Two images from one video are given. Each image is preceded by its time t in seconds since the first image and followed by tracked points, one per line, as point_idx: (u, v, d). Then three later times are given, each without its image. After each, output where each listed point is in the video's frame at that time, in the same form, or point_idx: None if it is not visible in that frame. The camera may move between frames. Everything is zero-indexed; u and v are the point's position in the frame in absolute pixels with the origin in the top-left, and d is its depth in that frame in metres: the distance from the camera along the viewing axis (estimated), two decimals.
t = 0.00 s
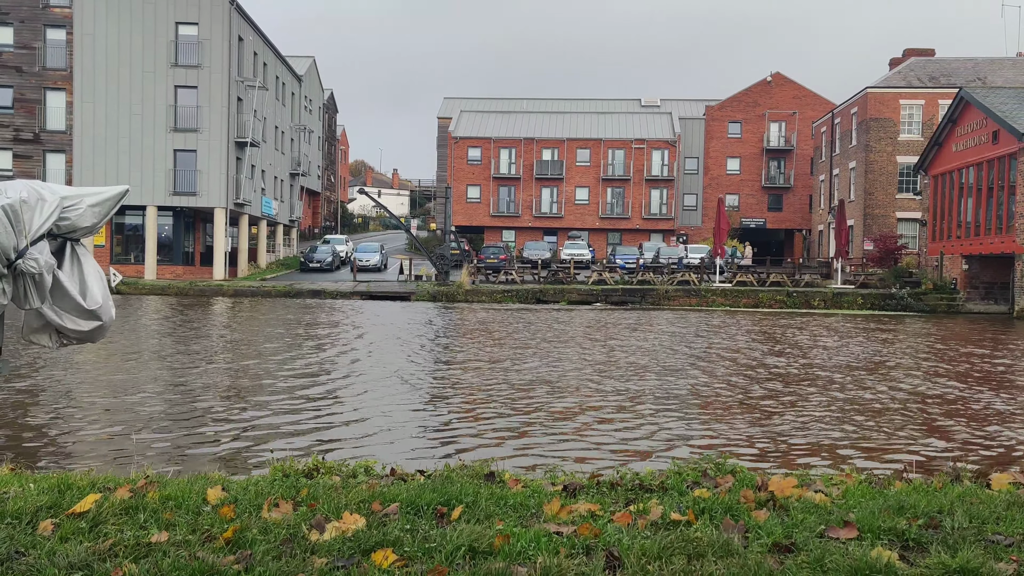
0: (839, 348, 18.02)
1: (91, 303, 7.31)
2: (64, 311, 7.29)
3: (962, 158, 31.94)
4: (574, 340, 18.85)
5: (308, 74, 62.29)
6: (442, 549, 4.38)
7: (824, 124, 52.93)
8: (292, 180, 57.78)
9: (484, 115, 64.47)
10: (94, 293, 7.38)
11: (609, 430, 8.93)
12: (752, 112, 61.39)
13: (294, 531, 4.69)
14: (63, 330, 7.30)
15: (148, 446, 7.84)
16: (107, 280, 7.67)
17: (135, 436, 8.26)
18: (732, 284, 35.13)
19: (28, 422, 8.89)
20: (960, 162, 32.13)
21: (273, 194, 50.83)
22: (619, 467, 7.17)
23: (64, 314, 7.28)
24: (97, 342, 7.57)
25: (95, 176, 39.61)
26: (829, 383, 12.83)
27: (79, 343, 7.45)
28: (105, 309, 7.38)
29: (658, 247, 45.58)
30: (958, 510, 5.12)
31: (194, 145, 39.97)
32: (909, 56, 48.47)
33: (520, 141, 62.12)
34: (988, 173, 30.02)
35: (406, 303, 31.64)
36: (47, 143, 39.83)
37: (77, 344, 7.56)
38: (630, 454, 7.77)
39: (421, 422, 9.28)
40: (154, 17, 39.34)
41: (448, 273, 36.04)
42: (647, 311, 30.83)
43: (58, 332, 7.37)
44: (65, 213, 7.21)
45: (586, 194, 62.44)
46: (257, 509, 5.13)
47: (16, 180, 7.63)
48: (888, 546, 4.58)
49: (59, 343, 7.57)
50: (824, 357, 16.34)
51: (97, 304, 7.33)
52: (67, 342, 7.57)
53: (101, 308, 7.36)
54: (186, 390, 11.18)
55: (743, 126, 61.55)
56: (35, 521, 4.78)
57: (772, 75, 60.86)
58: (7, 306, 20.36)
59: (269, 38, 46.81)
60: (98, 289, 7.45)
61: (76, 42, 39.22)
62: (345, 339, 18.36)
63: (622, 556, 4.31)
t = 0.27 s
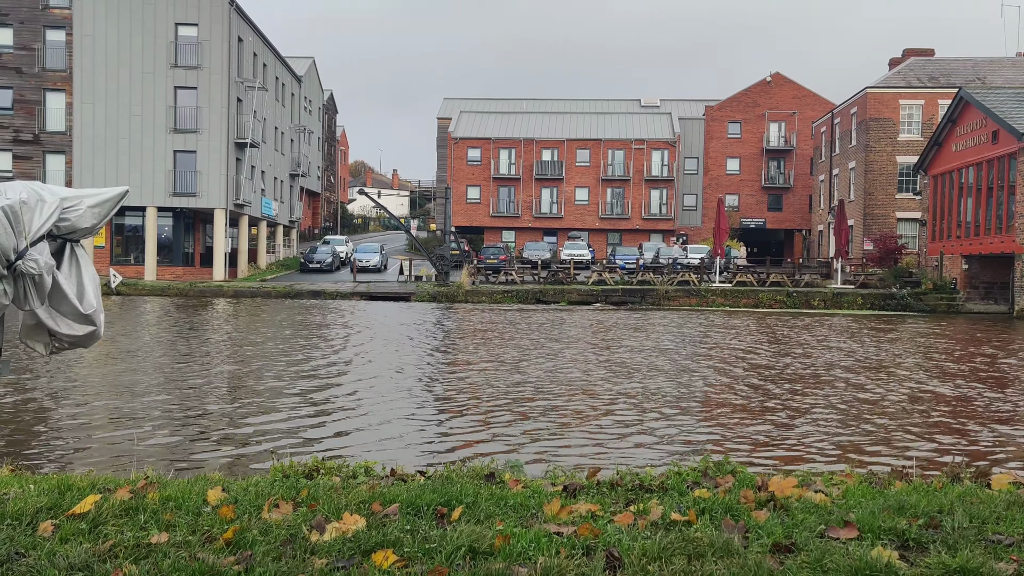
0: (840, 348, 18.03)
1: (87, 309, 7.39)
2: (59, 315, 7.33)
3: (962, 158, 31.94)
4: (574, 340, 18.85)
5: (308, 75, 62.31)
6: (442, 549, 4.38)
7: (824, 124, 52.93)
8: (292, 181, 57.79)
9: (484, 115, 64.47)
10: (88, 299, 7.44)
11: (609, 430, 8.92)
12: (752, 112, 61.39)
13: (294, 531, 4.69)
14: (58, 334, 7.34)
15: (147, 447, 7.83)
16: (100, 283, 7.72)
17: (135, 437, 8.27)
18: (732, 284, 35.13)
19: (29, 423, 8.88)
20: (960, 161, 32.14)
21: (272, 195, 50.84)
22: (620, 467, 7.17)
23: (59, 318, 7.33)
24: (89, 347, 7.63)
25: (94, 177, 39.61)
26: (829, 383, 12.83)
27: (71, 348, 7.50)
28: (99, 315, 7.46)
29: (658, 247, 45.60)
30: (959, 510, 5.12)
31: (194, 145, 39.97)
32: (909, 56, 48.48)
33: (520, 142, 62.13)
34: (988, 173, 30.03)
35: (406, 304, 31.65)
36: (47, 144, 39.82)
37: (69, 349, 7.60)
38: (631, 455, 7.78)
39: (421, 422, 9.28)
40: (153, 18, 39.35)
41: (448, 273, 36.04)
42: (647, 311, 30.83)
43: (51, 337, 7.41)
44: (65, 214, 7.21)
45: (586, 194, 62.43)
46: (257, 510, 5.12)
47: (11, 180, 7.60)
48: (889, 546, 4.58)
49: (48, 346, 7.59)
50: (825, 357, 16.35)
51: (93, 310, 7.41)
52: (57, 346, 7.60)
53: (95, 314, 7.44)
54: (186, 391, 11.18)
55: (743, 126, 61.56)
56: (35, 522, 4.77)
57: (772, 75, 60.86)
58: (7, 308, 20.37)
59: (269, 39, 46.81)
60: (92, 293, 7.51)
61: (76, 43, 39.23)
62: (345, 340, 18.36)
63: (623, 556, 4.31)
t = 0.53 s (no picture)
0: (840, 348, 18.03)
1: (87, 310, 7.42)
2: (57, 315, 7.31)
3: (962, 158, 31.94)
4: (574, 340, 18.86)
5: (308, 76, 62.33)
6: (443, 549, 4.38)
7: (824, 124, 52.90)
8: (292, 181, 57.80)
9: (484, 116, 64.47)
10: (86, 300, 7.47)
11: (610, 431, 8.93)
12: (752, 112, 61.39)
13: (294, 532, 4.68)
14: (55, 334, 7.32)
15: (148, 447, 7.84)
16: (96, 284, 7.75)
17: (135, 437, 8.28)
18: (732, 284, 35.13)
19: (29, 424, 8.89)
20: (960, 161, 32.15)
21: (273, 196, 50.86)
22: (620, 468, 7.17)
23: (57, 318, 7.31)
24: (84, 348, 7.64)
25: (94, 178, 39.62)
26: (829, 383, 12.85)
27: (67, 349, 7.49)
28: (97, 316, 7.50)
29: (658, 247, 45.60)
30: (959, 510, 5.13)
31: (194, 146, 39.97)
32: (909, 56, 48.47)
33: (520, 142, 62.14)
34: (988, 173, 30.03)
35: (407, 304, 31.64)
36: (47, 145, 39.83)
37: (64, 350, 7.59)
38: (631, 455, 7.79)
39: (422, 423, 9.29)
40: (154, 19, 39.35)
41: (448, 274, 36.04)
42: (647, 311, 30.83)
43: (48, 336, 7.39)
44: (66, 214, 7.22)
45: (586, 194, 62.43)
46: (257, 510, 5.12)
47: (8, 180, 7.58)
48: (889, 546, 4.58)
49: (41, 347, 7.56)
50: (825, 357, 16.36)
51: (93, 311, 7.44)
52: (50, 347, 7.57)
53: (94, 314, 7.47)
54: (186, 392, 11.20)
55: (743, 126, 61.56)
56: (35, 522, 4.77)
57: (772, 75, 60.86)
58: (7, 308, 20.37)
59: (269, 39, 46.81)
60: (90, 294, 7.54)
61: (76, 44, 39.24)
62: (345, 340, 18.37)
63: (623, 557, 4.31)
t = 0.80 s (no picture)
0: (840, 348, 18.03)
1: (87, 309, 7.43)
2: (58, 314, 7.32)
3: (962, 157, 31.94)
4: (574, 341, 18.87)
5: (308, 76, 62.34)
6: (443, 549, 4.38)
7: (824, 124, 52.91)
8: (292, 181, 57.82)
9: (484, 116, 64.47)
10: (87, 299, 7.48)
11: (610, 431, 8.94)
12: (752, 112, 61.39)
13: (294, 533, 4.68)
14: (56, 333, 7.33)
15: (148, 447, 7.84)
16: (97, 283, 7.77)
17: (135, 437, 8.28)
18: (732, 284, 35.13)
19: (29, 424, 8.91)
20: (959, 161, 32.15)
21: (273, 196, 50.87)
22: (620, 467, 7.18)
23: (58, 317, 7.32)
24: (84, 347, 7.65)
25: (94, 178, 39.62)
26: (828, 383, 12.86)
27: (67, 349, 7.50)
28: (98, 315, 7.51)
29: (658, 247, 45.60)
30: (959, 510, 5.13)
31: (194, 146, 39.96)
32: (909, 56, 48.47)
33: (520, 142, 62.13)
34: (988, 172, 30.03)
35: (407, 305, 31.64)
36: (47, 145, 39.84)
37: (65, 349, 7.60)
38: (632, 454, 7.80)
39: (422, 423, 9.30)
40: (153, 19, 39.34)
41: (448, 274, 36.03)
42: (647, 311, 30.82)
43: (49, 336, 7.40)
44: (65, 214, 7.22)
45: (586, 194, 62.40)
46: (257, 511, 5.12)
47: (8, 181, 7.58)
48: (889, 546, 4.58)
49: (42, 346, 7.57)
50: (825, 357, 16.37)
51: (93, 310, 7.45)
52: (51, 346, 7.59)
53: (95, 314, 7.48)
54: (187, 391, 11.21)
55: (743, 126, 61.56)
56: (35, 523, 4.77)
57: (772, 75, 60.87)
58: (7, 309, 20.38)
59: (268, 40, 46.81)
60: (91, 294, 7.55)
61: (76, 45, 39.24)
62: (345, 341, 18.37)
63: (623, 557, 4.31)
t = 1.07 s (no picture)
0: (840, 348, 18.03)
1: (88, 308, 7.41)
2: (60, 314, 7.31)
3: (962, 157, 31.94)
4: (575, 341, 18.87)
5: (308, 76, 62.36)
6: (443, 550, 4.38)
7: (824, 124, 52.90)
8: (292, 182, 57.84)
9: (484, 116, 64.47)
10: (88, 298, 7.47)
11: (611, 430, 8.95)
12: (752, 112, 61.39)
13: (295, 533, 4.68)
14: (59, 333, 7.33)
15: (147, 448, 7.83)
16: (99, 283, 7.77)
17: (135, 437, 8.27)
18: (732, 284, 35.13)
19: (30, 424, 8.90)
20: (959, 161, 32.16)
21: (273, 196, 50.87)
22: (621, 467, 7.18)
23: (60, 318, 7.31)
24: (88, 347, 7.64)
25: (94, 178, 39.62)
26: (829, 383, 12.85)
27: (70, 349, 7.50)
28: (100, 314, 7.49)
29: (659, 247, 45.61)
30: (960, 510, 5.12)
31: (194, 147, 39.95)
32: (909, 56, 48.46)
33: (520, 142, 62.15)
34: (988, 172, 30.02)
35: (407, 305, 31.63)
36: (47, 145, 39.84)
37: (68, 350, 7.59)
38: (632, 454, 7.80)
39: (422, 422, 9.30)
40: (153, 20, 39.34)
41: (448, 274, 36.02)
42: (647, 311, 30.82)
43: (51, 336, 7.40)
44: (66, 214, 7.22)
45: (586, 194, 62.40)
46: (257, 511, 5.11)
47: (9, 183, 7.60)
48: (890, 546, 4.58)
49: (45, 348, 7.57)
50: (825, 358, 16.36)
51: (95, 309, 7.43)
52: (55, 347, 7.58)
53: (97, 313, 7.46)
54: (187, 392, 11.21)
55: (743, 126, 61.54)
56: (36, 523, 4.77)
57: (772, 76, 60.87)
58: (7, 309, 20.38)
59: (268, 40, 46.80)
60: (93, 293, 7.54)
61: (76, 45, 39.27)
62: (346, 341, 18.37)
63: (623, 557, 4.31)
